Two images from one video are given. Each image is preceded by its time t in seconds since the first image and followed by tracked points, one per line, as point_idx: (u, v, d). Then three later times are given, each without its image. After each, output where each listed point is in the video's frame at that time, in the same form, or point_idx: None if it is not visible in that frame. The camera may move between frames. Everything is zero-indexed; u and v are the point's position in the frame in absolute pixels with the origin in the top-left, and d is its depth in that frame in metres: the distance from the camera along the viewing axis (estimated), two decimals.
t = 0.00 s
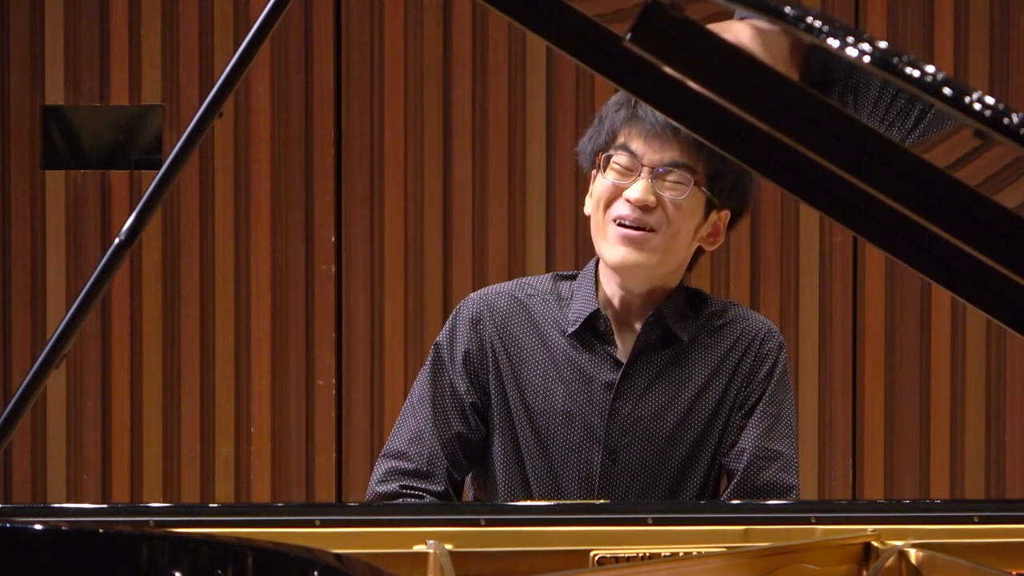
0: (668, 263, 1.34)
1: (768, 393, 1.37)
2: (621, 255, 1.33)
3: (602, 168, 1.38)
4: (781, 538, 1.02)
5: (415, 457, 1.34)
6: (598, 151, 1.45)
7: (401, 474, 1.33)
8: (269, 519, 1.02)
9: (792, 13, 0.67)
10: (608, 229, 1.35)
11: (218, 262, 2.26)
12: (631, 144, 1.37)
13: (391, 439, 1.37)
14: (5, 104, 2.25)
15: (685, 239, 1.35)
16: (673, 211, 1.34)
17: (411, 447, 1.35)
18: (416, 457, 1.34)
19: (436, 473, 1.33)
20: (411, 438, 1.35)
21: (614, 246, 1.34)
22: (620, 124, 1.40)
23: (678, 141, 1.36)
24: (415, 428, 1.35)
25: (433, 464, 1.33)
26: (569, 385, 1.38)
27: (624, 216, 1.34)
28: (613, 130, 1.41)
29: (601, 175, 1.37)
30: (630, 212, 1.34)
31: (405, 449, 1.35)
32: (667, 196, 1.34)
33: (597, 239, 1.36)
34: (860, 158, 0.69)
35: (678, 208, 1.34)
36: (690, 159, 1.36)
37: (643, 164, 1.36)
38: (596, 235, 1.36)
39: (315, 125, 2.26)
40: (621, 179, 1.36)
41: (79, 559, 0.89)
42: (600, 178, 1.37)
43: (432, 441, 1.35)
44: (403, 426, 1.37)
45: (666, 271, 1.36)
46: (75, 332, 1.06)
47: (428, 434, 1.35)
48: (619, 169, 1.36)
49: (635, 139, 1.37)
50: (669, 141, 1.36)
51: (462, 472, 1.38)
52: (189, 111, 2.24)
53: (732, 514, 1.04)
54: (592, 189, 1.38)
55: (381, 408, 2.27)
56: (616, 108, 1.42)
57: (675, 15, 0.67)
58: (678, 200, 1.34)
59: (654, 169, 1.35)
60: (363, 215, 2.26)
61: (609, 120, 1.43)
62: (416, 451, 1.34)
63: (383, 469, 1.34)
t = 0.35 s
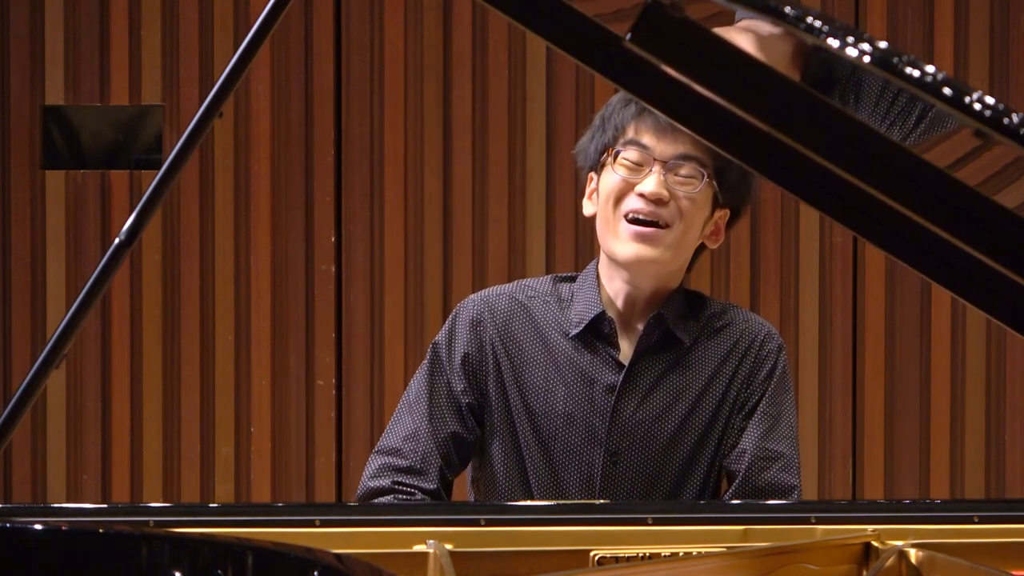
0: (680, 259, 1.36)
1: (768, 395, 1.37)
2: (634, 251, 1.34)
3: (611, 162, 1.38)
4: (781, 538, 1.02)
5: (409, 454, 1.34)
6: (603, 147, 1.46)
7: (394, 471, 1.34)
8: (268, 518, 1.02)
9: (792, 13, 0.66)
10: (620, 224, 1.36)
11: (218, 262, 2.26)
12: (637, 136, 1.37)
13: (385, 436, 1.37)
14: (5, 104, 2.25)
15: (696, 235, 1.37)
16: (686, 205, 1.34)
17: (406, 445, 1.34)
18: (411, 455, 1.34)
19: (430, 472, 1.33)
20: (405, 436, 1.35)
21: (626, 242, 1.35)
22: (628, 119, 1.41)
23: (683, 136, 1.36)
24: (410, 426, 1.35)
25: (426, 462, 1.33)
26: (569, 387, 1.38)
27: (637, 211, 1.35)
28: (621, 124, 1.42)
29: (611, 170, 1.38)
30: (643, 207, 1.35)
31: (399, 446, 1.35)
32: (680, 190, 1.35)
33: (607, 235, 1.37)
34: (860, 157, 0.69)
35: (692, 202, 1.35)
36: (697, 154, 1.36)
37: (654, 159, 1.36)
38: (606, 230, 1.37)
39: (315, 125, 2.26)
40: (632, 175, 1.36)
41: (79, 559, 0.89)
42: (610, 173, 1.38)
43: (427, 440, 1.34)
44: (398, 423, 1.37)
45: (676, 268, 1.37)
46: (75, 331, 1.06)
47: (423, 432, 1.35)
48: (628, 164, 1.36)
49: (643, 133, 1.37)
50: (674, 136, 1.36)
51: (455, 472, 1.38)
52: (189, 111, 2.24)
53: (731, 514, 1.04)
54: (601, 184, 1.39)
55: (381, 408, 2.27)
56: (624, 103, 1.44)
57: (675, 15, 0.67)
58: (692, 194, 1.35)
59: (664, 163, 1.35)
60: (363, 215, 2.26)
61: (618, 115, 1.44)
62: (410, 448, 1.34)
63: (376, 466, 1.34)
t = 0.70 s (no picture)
0: (675, 254, 1.36)
1: (767, 399, 1.37)
2: (630, 247, 1.35)
3: (600, 162, 1.39)
4: (781, 537, 1.02)
5: (414, 467, 1.34)
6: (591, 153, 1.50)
7: (400, 485, 1.33)
8: (269, 519, 1.02)
9: (792, 13, 0.69)
10: (614, 221, 1.37)
11: (218, 262, 2.26)
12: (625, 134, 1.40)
13: (390, 450, 1.37)
14: (5, 104, 2.25)
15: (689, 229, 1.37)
16: (678, 197, 1.36)
17: (410, 457, 1.34)
18: (415, 466, 1.34)
19: (436, 483, 1.33)
20: (410, 448, 1.35)
21: (621, 239, 1.35)
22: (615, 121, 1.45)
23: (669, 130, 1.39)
24: (414, 438, 1.35)
25: (433, 473, 1.33)
26: (569, 393, 1.38)
27: (630, 208, 1.36)
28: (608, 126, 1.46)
29: (600, 171, 1.39)
30: (635, 203, 1.36)
31: (404, 460, 1.34)
32: (671, 184, 1.36)
33: (601, 235, 1.37)
34: (860, 156, 0.69)
35: (682, 195, 1.36)
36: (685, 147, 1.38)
37: (643, 156, 1.37)
38: (599, 231, 1.37)
39: (315, 125, 2.26)
40: (621, 173, 1.37)
41: (79, 559, 0.89)
42: (599, 173, 1.39)
43: (431, 452, 1.34)
44: (401, 437, 1.37)
45: (672, 263, 1.37)
46: (76, 331, 1.06)
47: (427, 443, 1.34)
48: (617, 163, 1.38)
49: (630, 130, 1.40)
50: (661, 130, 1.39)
51: (460, 482, 1.38)
52: (190, 111, 2.24)
53: (731, 514, 1.04)
54: (590, 185, 1.40)
55: (381, 408, 2.27)
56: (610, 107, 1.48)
57: (675, 15, 0.67)
58: (682, 188, 1.36)
59: (653, 159, 1.37)
60: (364, 215, 2.26)
61: (604, 119, 1.48)
62: (416, 461, 1.34)
63: (384, 481, 1.35)
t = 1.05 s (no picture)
0: (667, 241, 1.37)
1: (762, 396, 1.37)
2: (623, 235, 1.35)
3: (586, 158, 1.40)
4: (781, 537, 1.02)
5: (410, 468, 1.33)
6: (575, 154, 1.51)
7: (396, 486, 1.33)
8: (269, 519, 1.02)
9: (792, 13, 0.68)
10: (604, 214, 1.37)
11: (218, 262, 2.26)
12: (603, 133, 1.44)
13: (385, 452, 1.36)
14: (5, 104, 2.25)
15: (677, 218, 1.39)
16: (666, 185, 1.37)
17: (406, 458, 1.34)
18: (411, 467, 1.33)
19: (432, 484, 1.33)
20: (405, 450, 1.34)
21: (613, 228, 1.36)
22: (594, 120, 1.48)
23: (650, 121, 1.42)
24: (409, 440, 1.35)
25: (428, 475, 1.33)
26: (564, 392, 1.39)
27: (620, 197, 1.36)
28: (589, 125, 1.48)
29: (586, 166, 1.40)
30: (624, 192, 1.37)
31: (399, 461, 1.34)
32: (658, 173, 1.38)
33: (592, 227, 1.37)
34: (860, 156, 0.69)
35: (670, 181, 1.37)
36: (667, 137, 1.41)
37: (628, 148, 1.40)
38: (589, 223, 1.38)
39: (315, 125, 2.26)
40: (608, 167, 1.39)
41: (79, 559, 0.89)
42: (585, 169, 1.40)
43: (427, 453, 1.34)
44: (396, 439, 1.37)
45: (664, 251, 1.38)
46: (76, 331, 1.06)
47: (423, 445, 1.34)
48: (602, 157, 1.39)
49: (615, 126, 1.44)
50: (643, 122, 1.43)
51: (455, 483, 1.38)
52: (190, 111, 2.24)
53: (730, 514, 1.04)
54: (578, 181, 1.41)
55: (381, 408, 2.27)
56: (589, 108, 1.51)
57: (675, 15, 0.67)
58: (669, 176, 1.37)
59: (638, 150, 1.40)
60: (363, 215, 2.26)
61: (585, 119, 1.50)
62: (411, 462, 1.33)
63: (379, 481, 1.34)
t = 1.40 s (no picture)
0: (652, 235, 1.37)
1: (756, 396, 1.37)
2: (609, 231, 1.35)
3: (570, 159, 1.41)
4: (781, 537, 1.02)
5: (405, 477, 1.33)
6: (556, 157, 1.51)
7: (392, 494, 1.32)
8: (269, 519, 1.02)
9: (792, 13, 0.67)
10: (589, 211, 1.37)
11: (218, 262, 2.26)
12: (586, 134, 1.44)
13: (379, 461, 1.36)
14: (5, 104, 2.25)
15: (661, 213, 1.39)
16: (649, 181, 1.37)
17: (401, 467, 1.34)
18: (406, 476, 1.33)
19: (427, 491, 1.32)
20: (400, 459, 1.34)
21: (599, 224, 1.35)
22: (575, 122, 1.48)
23: (633, 118, 1.44)
24: (403, 448, 1.34)
25: (423, 482, 1.32)
26: (555, 395, 1.39)
27: (603, 193, 1.36)
28: (571, 127, 1.49)
29: (570, 167, 1.40)
30: (607, 189, 1.37)
31: (394, 470, 1.34)
32: (641, 169, 1.38)
33: (578, 226, 1.37)
34: (859, 155, 0.69)
35: (653, 177, 1.37)
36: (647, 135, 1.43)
37: (611, 147, 1.41)
38: (574, 223, 1.38)
39: (315, 125, 2.26)
40: (592, 166, 1.40)
41: (80, 559, 0.89)
42: (569, 169, 1.41)
43: (421, 460, 1.34)
44: (390, 447, 1.36)
45: (650, 247, 1.37)
46: (76, 330, 1.06)
47: (417, 453, 1.34)
48: (586, 157, 1.40)
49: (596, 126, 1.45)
50: (624, 120, 1.44)
51: (450, 490, 1.37)
52: (189, 111, 2.24)
53: (730, 514, 1.04)
54: (562, 183, 1.41)
55: (381, 408, 2.27)
56: (567, 110, 1.51)
57: (674, 16, 0.68)
58: (652, 171, 1.38)
59: (620, 148, 1.40)
60: (363, 215, 2.26)
61: (565, 122, 1.51)
62: (406, 471, 1.33)
63: (375, 490, 1.33)
